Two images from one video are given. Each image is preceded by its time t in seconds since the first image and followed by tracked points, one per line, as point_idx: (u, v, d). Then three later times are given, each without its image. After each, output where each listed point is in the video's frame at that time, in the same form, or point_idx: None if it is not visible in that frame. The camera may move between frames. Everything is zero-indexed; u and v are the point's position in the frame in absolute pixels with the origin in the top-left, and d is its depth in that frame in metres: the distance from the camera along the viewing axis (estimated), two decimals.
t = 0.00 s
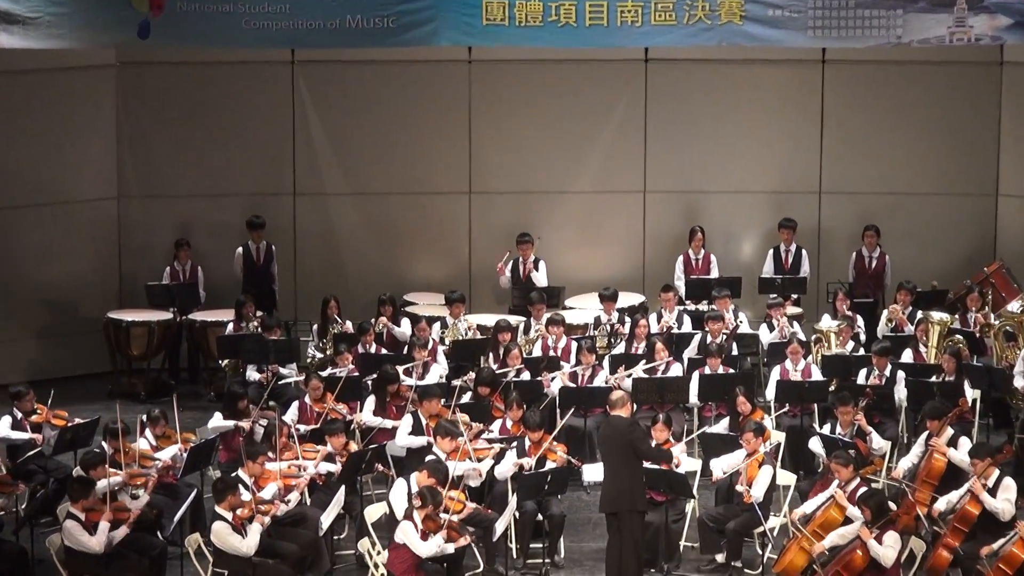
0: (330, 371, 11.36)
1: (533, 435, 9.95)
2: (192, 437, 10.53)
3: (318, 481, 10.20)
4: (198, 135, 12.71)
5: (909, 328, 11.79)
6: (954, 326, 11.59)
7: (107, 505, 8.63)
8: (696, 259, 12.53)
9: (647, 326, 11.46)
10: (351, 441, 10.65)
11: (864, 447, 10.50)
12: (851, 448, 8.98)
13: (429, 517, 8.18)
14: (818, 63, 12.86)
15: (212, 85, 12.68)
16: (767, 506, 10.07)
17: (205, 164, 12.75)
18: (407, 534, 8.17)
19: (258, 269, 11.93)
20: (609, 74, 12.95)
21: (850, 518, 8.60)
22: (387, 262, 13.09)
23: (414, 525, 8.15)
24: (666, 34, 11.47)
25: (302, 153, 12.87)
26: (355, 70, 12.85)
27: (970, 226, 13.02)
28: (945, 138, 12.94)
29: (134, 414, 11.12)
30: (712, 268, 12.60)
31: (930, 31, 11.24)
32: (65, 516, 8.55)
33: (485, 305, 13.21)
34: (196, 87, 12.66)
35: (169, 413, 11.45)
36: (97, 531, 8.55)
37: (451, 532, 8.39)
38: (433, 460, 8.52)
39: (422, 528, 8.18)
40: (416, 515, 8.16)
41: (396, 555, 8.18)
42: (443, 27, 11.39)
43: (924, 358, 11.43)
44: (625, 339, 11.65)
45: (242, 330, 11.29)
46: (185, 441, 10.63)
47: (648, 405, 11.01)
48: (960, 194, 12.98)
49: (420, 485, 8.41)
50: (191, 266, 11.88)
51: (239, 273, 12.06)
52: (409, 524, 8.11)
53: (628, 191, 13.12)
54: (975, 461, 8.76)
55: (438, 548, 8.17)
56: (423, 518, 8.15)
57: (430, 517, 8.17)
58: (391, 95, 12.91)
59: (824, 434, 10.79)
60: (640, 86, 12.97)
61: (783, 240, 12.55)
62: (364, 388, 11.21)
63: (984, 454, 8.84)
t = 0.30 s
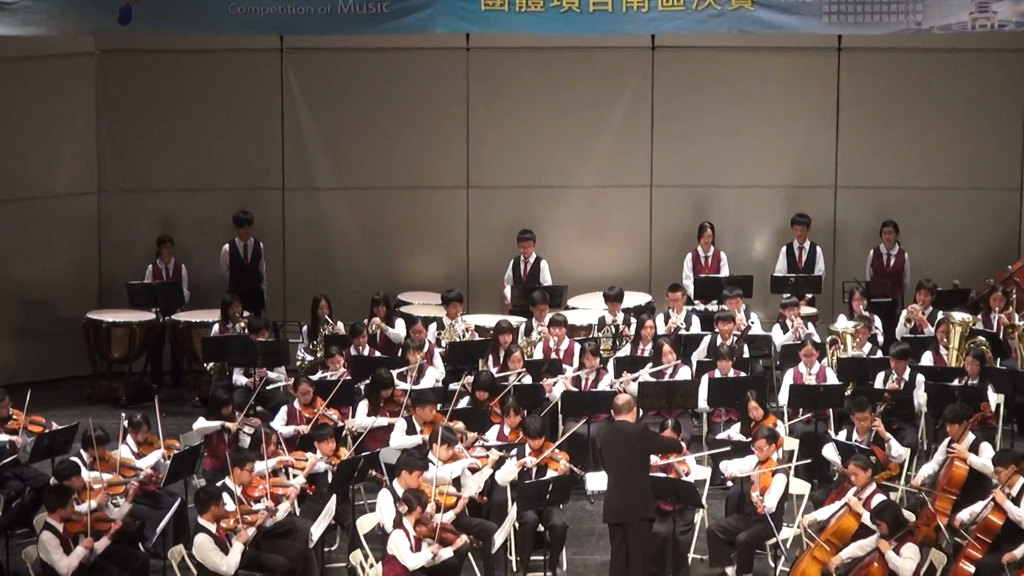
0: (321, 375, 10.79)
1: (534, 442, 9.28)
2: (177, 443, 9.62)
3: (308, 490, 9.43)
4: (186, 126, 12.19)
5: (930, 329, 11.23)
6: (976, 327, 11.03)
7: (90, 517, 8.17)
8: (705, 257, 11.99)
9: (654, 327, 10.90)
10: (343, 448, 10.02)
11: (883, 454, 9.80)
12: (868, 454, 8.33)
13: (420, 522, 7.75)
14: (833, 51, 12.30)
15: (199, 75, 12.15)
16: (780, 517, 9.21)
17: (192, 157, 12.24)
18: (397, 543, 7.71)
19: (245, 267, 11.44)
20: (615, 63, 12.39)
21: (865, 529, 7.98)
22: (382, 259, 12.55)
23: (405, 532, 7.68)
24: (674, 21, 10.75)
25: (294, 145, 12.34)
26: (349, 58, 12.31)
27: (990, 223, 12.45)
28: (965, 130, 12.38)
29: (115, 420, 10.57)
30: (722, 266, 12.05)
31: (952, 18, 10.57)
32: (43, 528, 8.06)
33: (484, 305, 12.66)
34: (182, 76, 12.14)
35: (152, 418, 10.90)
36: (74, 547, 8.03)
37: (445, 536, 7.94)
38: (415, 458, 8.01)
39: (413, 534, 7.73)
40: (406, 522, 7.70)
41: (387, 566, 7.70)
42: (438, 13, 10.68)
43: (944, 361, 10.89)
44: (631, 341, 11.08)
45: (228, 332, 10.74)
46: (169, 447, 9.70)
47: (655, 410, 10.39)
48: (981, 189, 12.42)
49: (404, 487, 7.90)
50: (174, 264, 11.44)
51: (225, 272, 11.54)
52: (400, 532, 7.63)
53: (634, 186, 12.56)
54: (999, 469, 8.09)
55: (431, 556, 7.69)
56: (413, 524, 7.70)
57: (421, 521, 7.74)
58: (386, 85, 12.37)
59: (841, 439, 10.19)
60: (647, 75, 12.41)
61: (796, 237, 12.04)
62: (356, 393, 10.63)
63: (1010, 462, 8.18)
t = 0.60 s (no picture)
0: (309, 378, 10.16)
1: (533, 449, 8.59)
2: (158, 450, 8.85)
3: (297, 498, 8.69)
4: (171, 117, 11.71)
5: (950, 330, 10.67)
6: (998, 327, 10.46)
7: (67, 530, 7.36)
8: (713, 255, 11.45)
9: (660, 327, 10.34)
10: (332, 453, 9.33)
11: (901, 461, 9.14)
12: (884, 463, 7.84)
13: (404, 531, 7.08)
14: (847, 37, 11.77)
15: (185, 62, 11.66)
16: (792, 528, 8.47)
17: (179, 149, 11.75)
18: (379, 555, 7.07)
19: (230, 264, 11.03)
20: (619, 49, 11.85)
21: (882, 540, 7.53)
22: (375, 256, 12.02)
23: (387, 542, 7.06)
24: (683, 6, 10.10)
25: (284, 137, 11.82)
26: (341, 45, 11.79)
27: (1011, 218, 11.90)
28: (984, 120, 11.84)
29: (91, 424, 10.03)
30: (731, 263, 11.52)
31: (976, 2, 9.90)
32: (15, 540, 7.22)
33: (481, 304, 12.11)
34: (168, 64, 11.66)
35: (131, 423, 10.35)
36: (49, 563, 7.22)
37: (432, 541, 7.36)
38: (396, 463, 7.64)
39: (396, 544, 7.09)
40: (388, 532, 7.08)
41: None
42: None
43: (965, 363, 10.34)
44: (635, 341, 10.55)
45: (211, 333, 10.20)
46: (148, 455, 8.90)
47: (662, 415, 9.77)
48: (1000, 183, 11.88)
49: (386, 494, 7.55)
50: (154, 261, 11.09)
51: (209, 269, 11.04)
52: (383, 545, 7.01)
53: (639, 179, 12.02)
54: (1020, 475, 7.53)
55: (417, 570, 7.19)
56: (396, 534, 7.06)
57: (404, 530, 7.08)
58: (380, 73, 11.84)
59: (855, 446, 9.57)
60: (652, 62, 11.87)
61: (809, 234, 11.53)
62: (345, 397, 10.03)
63: None
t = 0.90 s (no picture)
0: (296, 383, 9.61)
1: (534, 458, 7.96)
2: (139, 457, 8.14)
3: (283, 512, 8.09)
4: (158, 108, 11.22)
5: (972, 333, 10.11)
6: None
7: (40, 537, 6.82)
8: (722, 254, 10.92)
9: (668, 330, 9.80)
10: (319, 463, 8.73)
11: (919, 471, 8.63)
12: (898, 480, 7.31)
13: (386, 542, 6.75)
14: (861, 25, 11.25)
15: (170, 51, 11.18)
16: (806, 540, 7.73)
17: (165, 141, 11.27)
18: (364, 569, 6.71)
19: (213, 264, 10.59)
20: (622, 37, 11.33)
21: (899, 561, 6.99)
22: (368, 254, 11.50)
23: (372, 555, 6.72)
24: None
25: (274, 129, 11.31)
26: (335, 33, 11.29)
27: None
28: (1005, 112, 11.31)
29: (67, 434, 9.49)
30: (742, 263, 11.00)
31: None
32: None
33: (478, 305, 11.58)
34: (155, 53, 11.18)
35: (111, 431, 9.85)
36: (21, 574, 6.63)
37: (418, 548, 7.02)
38: (385, 470, 7.12)
39: (381, 556, 6.75)
40: (370, 544, 6.73)
41: None
42: None
43: (988, 368, 9.79)
44: (642, 345, 9.98)
45: (194, 337, 9.68)
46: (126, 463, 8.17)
47: (668, 422, 9.25)
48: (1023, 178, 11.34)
49: (373, 503, 7.07)
50: (134, 260, 10.73)
51: (189, 268, 10.62)
52: (366, 558, 6.65)
53: (646, 173, 11.49)
54: None
55: None
56: (378, 545, 6.73)
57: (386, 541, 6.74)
58: (374, 63, 11.34)
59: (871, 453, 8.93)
60: (657, 51, 11.35)
61: (824, 231, 11.03)
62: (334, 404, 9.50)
63: None
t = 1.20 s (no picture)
0: (285, 389, 9.08)
1: (539, 467, 7.36)
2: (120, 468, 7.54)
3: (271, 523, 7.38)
4: (145, 98, 10.75)
5: (996, 335, 9.60)
6: None
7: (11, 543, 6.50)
8: (733, 253, 10.44)
9: (676, 332, 9.28)
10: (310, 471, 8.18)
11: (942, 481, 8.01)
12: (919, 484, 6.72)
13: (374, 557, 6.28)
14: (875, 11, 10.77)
15: (154, 39, 10.71)
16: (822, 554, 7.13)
17: (153, 134, 10.79)
18: None
19: (198, 263, 10.23)
20: (627, 24, 10.84)
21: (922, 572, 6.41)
22: (361, 252, 11.02)
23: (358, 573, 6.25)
24: None
25: (262, 121, 10.83)
26: (330, 20, 10.81)
27: None
28: None
29: (43, 441, 8.99)
30: (754, 262, 10.51)
31: None
32: None
33: (476, 306, 11.09)
34: (143, 42, 10.71)
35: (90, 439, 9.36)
36: None
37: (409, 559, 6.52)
38: (366, 480, 6.70)
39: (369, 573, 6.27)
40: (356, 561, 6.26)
41: None
42: None
43: (1014, 372, 9.27)
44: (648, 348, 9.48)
45: (177, 340, 9.17)
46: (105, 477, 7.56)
47: (677, 430, 8.74)
48: None
49: (359, 516, 6.67)
50: (115, 259, 10.40)
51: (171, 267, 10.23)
52: None
53: (651, 166, 10.99)
54: None
55: None
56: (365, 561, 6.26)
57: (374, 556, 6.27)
58: (367, 51, 10.85)
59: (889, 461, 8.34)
60: (663, 39, 10.86)
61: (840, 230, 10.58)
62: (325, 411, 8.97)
63: None
